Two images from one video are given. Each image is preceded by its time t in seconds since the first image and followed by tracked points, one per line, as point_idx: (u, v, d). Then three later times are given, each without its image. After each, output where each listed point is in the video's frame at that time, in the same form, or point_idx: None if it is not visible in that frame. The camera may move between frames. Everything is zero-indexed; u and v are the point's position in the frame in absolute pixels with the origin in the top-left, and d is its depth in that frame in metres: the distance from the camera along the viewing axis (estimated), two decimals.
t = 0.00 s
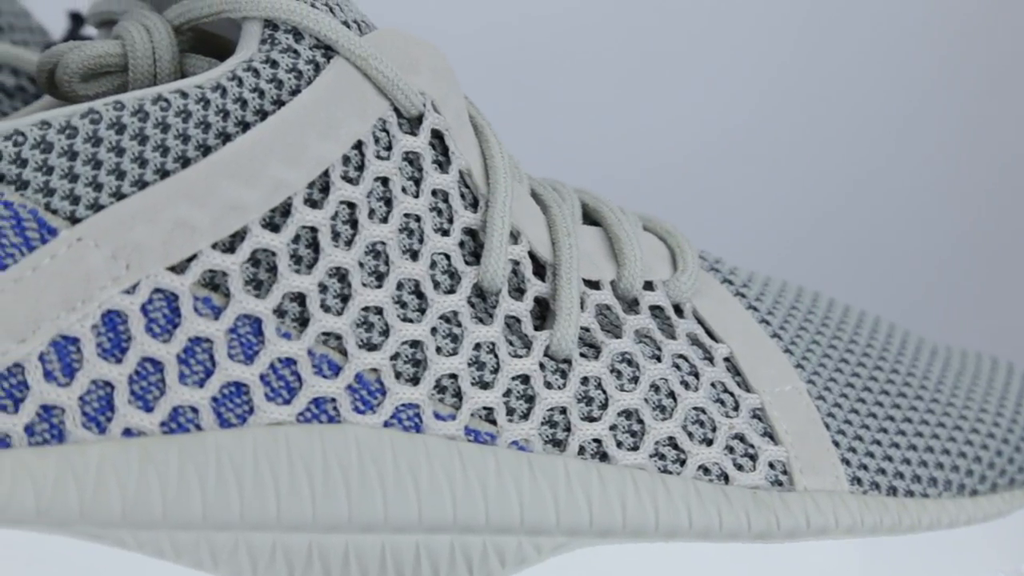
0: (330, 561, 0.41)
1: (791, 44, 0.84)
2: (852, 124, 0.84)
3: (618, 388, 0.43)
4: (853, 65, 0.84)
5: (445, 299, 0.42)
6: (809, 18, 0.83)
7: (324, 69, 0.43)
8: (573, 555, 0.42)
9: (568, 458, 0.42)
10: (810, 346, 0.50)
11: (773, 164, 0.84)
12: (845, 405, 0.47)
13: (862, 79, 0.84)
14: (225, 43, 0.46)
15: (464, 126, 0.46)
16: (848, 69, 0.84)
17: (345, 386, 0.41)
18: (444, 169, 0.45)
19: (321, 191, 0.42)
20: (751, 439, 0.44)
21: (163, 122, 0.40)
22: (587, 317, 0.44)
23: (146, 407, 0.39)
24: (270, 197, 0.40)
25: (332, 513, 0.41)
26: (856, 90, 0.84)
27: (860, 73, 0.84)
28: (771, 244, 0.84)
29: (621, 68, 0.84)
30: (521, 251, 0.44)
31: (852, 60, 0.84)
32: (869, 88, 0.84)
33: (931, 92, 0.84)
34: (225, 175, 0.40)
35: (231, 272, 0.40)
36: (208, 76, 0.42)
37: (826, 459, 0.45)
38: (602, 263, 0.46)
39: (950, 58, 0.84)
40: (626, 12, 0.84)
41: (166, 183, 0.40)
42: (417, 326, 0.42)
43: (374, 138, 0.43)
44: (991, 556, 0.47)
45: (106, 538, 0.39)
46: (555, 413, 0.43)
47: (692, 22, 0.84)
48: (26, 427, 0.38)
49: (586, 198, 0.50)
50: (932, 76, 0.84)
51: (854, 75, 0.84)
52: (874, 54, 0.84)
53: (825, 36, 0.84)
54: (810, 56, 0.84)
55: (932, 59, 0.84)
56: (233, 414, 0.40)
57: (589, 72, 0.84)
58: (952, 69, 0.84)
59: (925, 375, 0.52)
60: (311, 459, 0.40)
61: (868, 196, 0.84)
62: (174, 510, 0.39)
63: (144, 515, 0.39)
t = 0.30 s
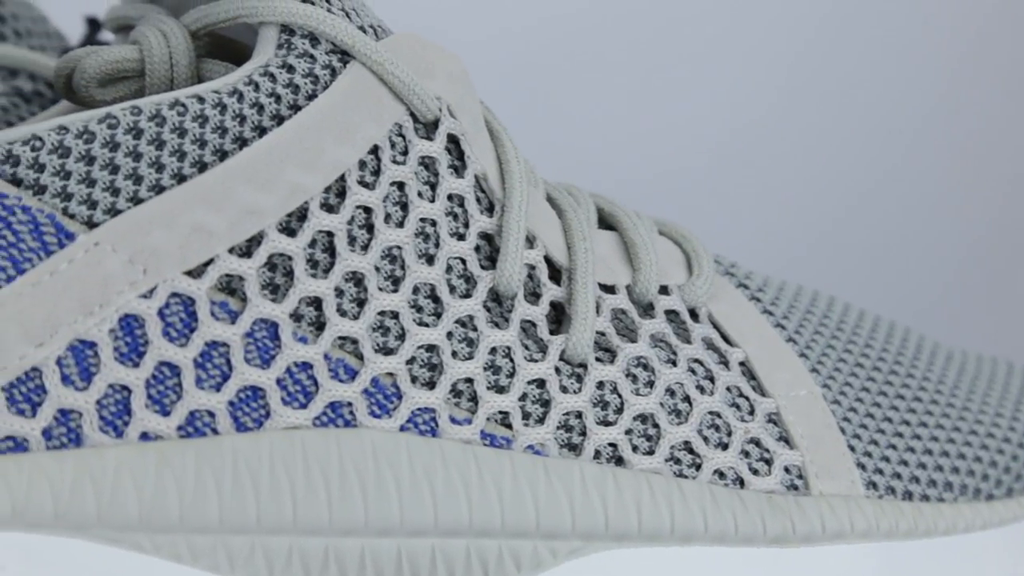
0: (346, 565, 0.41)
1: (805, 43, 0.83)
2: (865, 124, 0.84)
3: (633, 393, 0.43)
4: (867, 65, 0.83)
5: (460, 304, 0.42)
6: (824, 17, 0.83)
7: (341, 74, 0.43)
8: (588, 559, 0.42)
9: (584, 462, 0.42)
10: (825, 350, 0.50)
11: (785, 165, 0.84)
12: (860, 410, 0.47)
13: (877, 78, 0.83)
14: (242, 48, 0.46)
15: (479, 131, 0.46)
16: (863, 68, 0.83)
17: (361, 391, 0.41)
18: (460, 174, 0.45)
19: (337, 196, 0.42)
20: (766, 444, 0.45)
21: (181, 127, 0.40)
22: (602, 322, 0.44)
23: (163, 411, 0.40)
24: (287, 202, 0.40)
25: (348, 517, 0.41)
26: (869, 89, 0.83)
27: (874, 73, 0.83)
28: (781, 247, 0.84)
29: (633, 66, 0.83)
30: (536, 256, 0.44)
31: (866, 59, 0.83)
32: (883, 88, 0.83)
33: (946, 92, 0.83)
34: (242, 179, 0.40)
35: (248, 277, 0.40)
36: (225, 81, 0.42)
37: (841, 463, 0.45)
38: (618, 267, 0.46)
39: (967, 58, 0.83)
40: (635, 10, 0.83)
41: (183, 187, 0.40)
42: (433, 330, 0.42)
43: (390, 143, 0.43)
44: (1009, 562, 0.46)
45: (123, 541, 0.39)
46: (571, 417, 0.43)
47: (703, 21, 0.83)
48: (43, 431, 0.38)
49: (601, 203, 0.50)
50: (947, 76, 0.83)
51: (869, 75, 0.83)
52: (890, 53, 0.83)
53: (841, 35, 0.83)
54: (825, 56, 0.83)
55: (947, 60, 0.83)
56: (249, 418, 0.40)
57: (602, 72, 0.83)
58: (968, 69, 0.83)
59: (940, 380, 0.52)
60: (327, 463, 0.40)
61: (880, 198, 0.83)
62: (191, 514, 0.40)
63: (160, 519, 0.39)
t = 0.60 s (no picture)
0: (362, 569, 0.41)
1: (817, 46, 0.83)
2: (880, 125, 0.83)
3: (649, 397, 0.44)
4: (878, 66, 0.83)
5: (476, 308, 0.42)
6: (836, 20, 0.82)
7: (357, 78, 0.43)
8: (603, 564, 0.42)
9: (600, 467, 0.42)
10: (841, 354, 0.50)
11: (799, 166, 0.82)
12: (876, 414, 0.48)
13: (891, 80, 0.83)
14: (258, 53, 0.46)
15: (495, 135, 0.46)
16: (877, 70, 0.83)
17: (377, 395, 0.41)
18: (475, 178, 0.45)
19: (354, 201, 0.42)
20: (782, 448, 0.45)
21: (197, 132, 0.40)
22: (618, 326, 0.44)
23: (180, 415, 0.40)
24: (303, 206, 0.40)
25: (365, 521, 0.41)
26: (884, 90, 0.83)
27: (889, 75, 0.83)
28: (795, 249, 0.82)
29: (645, 69, 0.83)
30: (552, 260, 0.44)
31: (880, 61, 0.83)
32: (898, 89, 0.83)
33: (962, 92, 0.82)
34: (257, 184, 0.40)
35: (265, 281, 0.40)
36: (242, 86, 0.42)
37: (857, 468, 0.45)
38: (633, 272, 0.46)
39: (983, 60, 0.82)
40: (646, 12, 0.82)
41: (200, 192, 0.40)
42: (450, 335, 0.42)
43: (405, 147, 0.43)
44: None
45: (140, 545, 0.39)
46: (587, 422, 0.43)
47: (712, 24, 0.83)
48: (60, 435, 0.38)
49: (616, 207, 0.50)
50: (962, 77, 0.82)
51: (883, 76, 0.83)
52: (904, 55, 0.83)
53: (854, 39, 0.83)
54: (838, 58, 0.83)
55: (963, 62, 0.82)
56: (266, 422, 0.40)
57: (614, 75, 0.83)
58: (984, 70, 0.82)
59: (956, 384, 0.52)
60: (343, 468, 0.40)
61: (896, 199, 0.82)
62: (207, 518, 0.40)
63: (177, 523, 0.39)
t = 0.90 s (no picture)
0: (377, 572, 0.41)
1: (829, 46, 0.81)
2: (895, 125, 0.80)
3: (664, 401, 0.44)
4: (891, 64, 0.80)
5: (491, 312, 0.42)
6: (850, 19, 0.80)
7: (372, 83, 0.43)
8: (617, 568, 0.42)
9: (615, 472, 0.42)
10: (855, 359, 0.50)
11: (809, 167, 0.81)
12: (891, 419, 0.47)
13: (904, 77, 0.80)
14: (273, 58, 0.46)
15: (510, 140, 0.46)
16: (893, 69, 0.80)
17: (392, 399, 0.41)
18: (490, 183, 0.45)
19: (369, 205, 0.42)
20: (797, 452, 0.44)
21: (213, 136, 0.41)
22: (633, 330, 0.44)
23: (195, 419, 0.40)
24: (318, 211, 0.41)
25: (380, 525, 0.41)
26: (900, 89, 0.80)
27: (905, 74, 0.80)
28: (805, 251, 0.80)
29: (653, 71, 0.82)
30: (567, 265, 0.44)
31: (896, 59, 0.80)
32: (914, 88, 0.80)
33: (981, 90, 0.79)
34: (272, 188, 0.40)
35: (281, 285, 0.40)
36: (257, 91, 0.42)
37: (872, 472, 0.45)
38: (648, 276, 0.46)
39: (1007, 57, 0.79)
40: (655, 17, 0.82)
41: (215, 196, 0.40)
42: (465, 339, 0.42)
43: (421, 152, 0.43)
44: None
45: (155, 548, 0.40)
46: (601, 426, 0.43)
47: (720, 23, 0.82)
48: (77, 439, 0.39)
49: (631, 211, 0.50)
50: (984, 74, 0.79)
51: (898, 75, 0.80)
52: (922, 53, 0.80)
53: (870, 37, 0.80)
54: (852, 58, 0.81)
55: (984, 59, 0.79)
56: (281, 426, 0.40)
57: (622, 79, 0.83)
58: (1005, 67, 0.79)
59: (971, 389, 0.52)
60: (359, 472, 0.40)
61: (906, 199, 0.80)
62: (223, 521, 0.40)
63: (193, 526, 0.40)
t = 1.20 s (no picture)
0: None
1: (838, 51, 0.81)
2: (902, 130, 0.80)
3: (675, 406, 0.44)
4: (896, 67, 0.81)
5: (503, 317, 0.42)
6: (858, 24, 0.81)
7: (384, 88, 0.43)
8: (629, 572, 0.42)
9: (627, 476, 0.42)
10: (867, 363, 0.50)
11: (817, 171, 0.80)
12: (903, 423, 0.48)
13: (907, 80, 0.81)
14: (285, 63, 0.47)
15: (522, 144, 0.46)
16: (900, 74, 0.81)
17: (404, 404, 0.41)
18: (502, 187, 0.45)
19: (381, 210, 0.42)
20: (808, 457, 0.45)
21: (225, 141, 0.41)
22: (644, 334, 0.44)
23: (207, 423, 0.40)
24: (331, 215, 0.41)
25: (392, 529, 0.41)
26: (907, 95, 0.80)
27: (908, 77, 0.80)
28: (813, 253, 0.79)
29: (660, 74, 0.82)
30: (578, 269, 0.45)
31: (904, 64, 0.81)
32: (921, 93, 0.80)
33: (982, 97, 0.80)
34: (284, 193, 0.40)
35: (293, 290, 0.40)
36: (270, 95, 0.42)
37: (884, 477, 0.45)
38: (660, 280, 0.46)
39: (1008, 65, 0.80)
40: (663, 21, 0.82)
41: (228, 201, 0.40)
42: (476, 343, 0.42)
43: (433, 156, 0.43)
44: None
45: (168, 553, 0.40)
46: (613, 430, 0.43)
47: (728, 27, 0.82)
48: (89, 443, 0.39)
49: (642, 216, 0.51)
50: (985, 81, 0.80)
51: (905, 80, 0.80)
52: (930, 59, 0.80)
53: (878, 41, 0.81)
54: (859, 63, 0.81)
55: (988, 65, 0.80)
56: (293, 430, 0.41)
57: (628, 83, 0.82)
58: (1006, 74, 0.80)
59: (983, 394, 0.52)
60: (371, 476, 0.41)
61: (906, 202, 0.80)
62: (235, 525, 0.40)
63: (205, 530, 0.40)
